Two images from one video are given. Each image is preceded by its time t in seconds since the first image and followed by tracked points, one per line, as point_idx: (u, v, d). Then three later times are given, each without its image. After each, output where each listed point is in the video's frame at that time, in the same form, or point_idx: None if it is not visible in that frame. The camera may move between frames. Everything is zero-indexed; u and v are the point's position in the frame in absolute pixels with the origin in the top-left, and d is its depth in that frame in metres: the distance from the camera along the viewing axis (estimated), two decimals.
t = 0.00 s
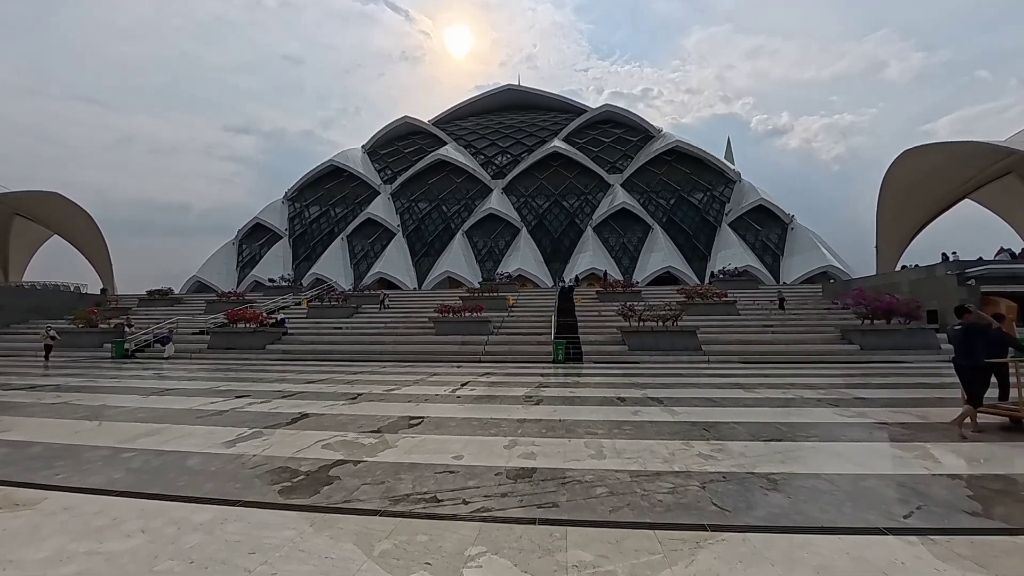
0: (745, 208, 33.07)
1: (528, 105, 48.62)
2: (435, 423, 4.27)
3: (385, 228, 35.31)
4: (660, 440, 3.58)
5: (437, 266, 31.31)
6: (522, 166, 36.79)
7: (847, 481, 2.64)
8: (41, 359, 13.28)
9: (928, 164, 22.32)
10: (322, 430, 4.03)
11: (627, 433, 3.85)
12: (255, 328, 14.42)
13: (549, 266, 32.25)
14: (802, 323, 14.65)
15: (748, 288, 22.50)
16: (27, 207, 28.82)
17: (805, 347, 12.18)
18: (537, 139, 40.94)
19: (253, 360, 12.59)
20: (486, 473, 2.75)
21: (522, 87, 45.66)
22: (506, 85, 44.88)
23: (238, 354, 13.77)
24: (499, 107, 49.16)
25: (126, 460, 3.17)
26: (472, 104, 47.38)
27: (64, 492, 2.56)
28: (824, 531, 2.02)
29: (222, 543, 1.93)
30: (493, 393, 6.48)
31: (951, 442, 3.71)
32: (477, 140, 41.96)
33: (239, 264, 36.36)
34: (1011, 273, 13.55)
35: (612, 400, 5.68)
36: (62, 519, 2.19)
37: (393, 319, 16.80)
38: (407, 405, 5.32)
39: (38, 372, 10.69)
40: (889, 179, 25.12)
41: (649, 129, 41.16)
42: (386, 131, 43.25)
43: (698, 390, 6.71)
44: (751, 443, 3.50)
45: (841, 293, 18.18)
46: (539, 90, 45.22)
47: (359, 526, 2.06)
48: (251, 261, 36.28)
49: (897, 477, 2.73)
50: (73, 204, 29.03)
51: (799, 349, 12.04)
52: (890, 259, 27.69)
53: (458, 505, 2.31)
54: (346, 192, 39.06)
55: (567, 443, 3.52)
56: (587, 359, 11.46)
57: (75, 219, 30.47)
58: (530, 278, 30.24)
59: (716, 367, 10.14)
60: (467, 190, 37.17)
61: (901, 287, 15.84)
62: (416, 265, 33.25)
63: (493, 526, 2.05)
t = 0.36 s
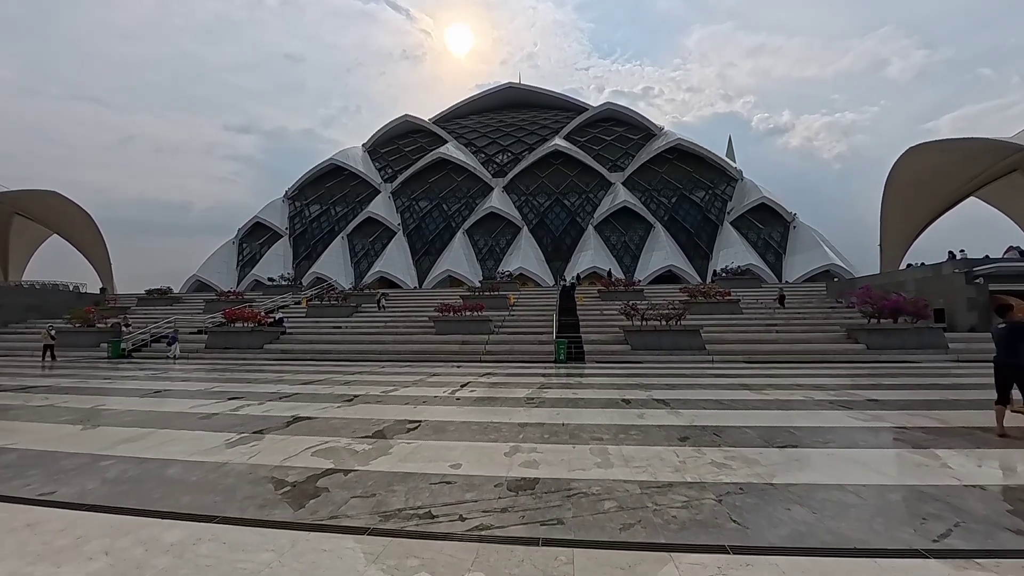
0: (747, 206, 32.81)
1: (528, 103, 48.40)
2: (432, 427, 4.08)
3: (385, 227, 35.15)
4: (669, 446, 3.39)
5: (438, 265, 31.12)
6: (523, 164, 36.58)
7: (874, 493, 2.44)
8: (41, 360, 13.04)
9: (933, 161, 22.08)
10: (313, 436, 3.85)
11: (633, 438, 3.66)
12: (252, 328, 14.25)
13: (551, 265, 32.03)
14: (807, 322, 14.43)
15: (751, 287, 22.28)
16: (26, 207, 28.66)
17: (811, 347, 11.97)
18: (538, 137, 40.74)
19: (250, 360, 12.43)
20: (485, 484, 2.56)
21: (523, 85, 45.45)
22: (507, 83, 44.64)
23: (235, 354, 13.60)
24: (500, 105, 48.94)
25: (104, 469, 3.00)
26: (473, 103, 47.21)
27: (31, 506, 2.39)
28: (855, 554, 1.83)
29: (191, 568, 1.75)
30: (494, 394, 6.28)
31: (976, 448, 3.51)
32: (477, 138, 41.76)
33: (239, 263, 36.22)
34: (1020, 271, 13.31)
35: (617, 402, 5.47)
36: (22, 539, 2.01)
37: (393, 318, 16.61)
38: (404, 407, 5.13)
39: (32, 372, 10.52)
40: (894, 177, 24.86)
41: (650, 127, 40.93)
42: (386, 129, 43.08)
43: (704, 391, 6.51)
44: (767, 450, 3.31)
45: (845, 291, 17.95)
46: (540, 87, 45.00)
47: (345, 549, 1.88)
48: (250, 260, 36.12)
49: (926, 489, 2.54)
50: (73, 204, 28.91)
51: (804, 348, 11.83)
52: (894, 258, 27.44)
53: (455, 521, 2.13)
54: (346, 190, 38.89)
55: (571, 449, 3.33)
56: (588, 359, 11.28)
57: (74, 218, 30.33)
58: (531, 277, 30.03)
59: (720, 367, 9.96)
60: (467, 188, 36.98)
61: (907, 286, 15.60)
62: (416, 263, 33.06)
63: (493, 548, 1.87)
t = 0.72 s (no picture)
0: (748, 204, 32.60)
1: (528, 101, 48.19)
2: (425, 431, 3.89)
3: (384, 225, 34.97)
4: (674, 452, 3.20)
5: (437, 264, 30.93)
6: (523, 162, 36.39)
7: (897, 505, 2.26)
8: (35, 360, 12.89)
9: (938, 159, 21.83)
10: (300, 439, 3.66)
11: (635, 443, 3.47)
12: (249, 328, 14.09)
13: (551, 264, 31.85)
14: (810, 321, 14.24)
15: (752, 285, 22.09)
16: (23, 207, 28.46)
17: (814, 346, 11.79)
18: (538, 136, 40.55)
19: (246, 360, 12.26)
20: (477, 494, 2.38)
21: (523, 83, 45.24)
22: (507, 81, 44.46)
23: (231, 353, 13.44)
24: (500, 104, 48.75)
25: (74, 476, 2.83)
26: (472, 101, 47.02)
27: None
28: None
29: None
30: (491, 395, 6.10)
31: (999, 452, 3.33)
32: (477, 137, 41.58)
33: (238, 262, 36.06)
34: None
35: (618, 403, 5.29)
36: None
37: (391, 317, 16.43)
38: (398, 409, 4.95)
39: (23, 372, 10.37)
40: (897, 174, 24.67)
41: (651, 126, 40.72)
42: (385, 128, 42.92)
43: (708, 391, 6.32)
44: (776, 455, 3.13)
45: (847, 290, 17.76)
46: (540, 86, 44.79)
47: (320, 570, 1.71)
48: (249, 260, 35.96)
49: (951, 499, 2.36)
50: (71, 203, 28.75)
51: (808, 348, 11.64)
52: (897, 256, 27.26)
53: (442, 537, 1.94)
54: (345, 189, 38.73)
55: (570, 454, 3.15)
56: (589, 358, 11.10)
57: (72, 216, 30.13)
58: (531, 276, 29.84)
59: (723, 367, 9.79)
60: (467, 187, 36.80)
61: (911, 284, 15.41)
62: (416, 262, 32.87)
63: (484, 570, 1.69)
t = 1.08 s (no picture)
0: (750, 204, 32.36)
1: (529, 100, 47.98)
2: (416, 436, 3.70)
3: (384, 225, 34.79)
4: (679, 460, 3.01)
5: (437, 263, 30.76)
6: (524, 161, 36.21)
7: (924, 524, 2.07)
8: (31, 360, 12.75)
9: (943, 156, 21.58)
10: (284, 446, 3.48)
11: (637, 450, 3.29)
12: (245, 327, 13.93)
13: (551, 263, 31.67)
14: (814, 321, 14.03)
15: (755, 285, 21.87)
16: (21, 206, 28.31)
17: (818, 347, 11.58)
18: (538, 135, 40.34)
19: (242, 360, 12.11)
20: (467, 510, 2.20)
21: (524, 82, 45.01)
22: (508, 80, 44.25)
23: (227, 354, 13.28)
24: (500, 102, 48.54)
25: (39, 487, 2.66)
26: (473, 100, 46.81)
27: None
28: None
29: None
30: (489, 397, 5.90)
31: None
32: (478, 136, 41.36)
33: (238, 262, 35.93)
34: None
35: (619, 406, 5.09)
36: None
37: (390, 317, 16.25)
38: (390, 413, 4.75)
39: (15, 373, 10.22)
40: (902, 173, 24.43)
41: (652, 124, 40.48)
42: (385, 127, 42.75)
43: (712, 394, 6.12)
44: (784, 465, 2.95)
45: (851, 289, 17.53)
46: (541, 85, 44.55)
47: None
48: (249, 259, 35.81)
49: (981, 515, 2.17)
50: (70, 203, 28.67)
51: (813, 349, 11.44)
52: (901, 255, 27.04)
53: (425, 561, 1.76)
54: (345, 188, 38.59)
55: (568, 463, 2.96)
56: (589, 359, 10.92)
57: (70, 216, 30.00)
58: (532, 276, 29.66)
59: (726, 368, 9.60)
60: (467, 186, 36.63)
61: (916, 283, 15.20)
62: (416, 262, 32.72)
63: None
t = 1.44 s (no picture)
0: (751, 203, 32.18)
1: (529, 99, 47.81)
2: (408, 440, 3.51)
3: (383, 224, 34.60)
4: (687, 467, 2.82)
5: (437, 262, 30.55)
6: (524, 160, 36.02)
7: (961, 542, 1.88)
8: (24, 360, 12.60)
9: (946, 154, 21.33)
10: (268, 451, 3.29)
11: (641, 455, 3.10)
12: (241, 326, 13.75)
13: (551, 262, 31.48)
14: (818, 321, 13.83)
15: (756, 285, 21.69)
16: (17, 204, 28.09)
17: (823, 347, 11.40)
18: (538, 134, 40.17)
19: (238, 360, 11.94)
20: (458, 524, 2.02)
21: (524, 81, 44.77)
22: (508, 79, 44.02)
23: (223, 353, 13.12)
24: (500, 101, 48.36)
25: None
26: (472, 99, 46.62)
27: None
28: None
29: None
30: (486, 398, 5.71)
31: None
32: (478, 134, 41.15)
33: (236, 261, 35.76)
34: None
35: (621, 408, 4.90)
36: None
37: (388, 316, 16.07)
38: (383, 415, 4.56)
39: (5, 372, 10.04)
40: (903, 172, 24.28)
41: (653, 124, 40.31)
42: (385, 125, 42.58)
43: (717, 395, 5.93)
44: (801, 473, 2.75)
45: (854, 289, 17.33)
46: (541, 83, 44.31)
47: None
48: (248, 258, 35.62)
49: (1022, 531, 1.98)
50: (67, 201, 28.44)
51: (817, 349, 11.26)
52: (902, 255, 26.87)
53: None
54: (344, 187, 38.42)
55: (569, 470, 2.78)
56: (590, 359, 10.75)
57: (67, 214, 29.78)
58: (532, 275, 29.47)
59: (729, 368, 9.42)
60: (467, 185, 36.45)
61: (920, 283, 15.04)
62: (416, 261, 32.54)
63: None
